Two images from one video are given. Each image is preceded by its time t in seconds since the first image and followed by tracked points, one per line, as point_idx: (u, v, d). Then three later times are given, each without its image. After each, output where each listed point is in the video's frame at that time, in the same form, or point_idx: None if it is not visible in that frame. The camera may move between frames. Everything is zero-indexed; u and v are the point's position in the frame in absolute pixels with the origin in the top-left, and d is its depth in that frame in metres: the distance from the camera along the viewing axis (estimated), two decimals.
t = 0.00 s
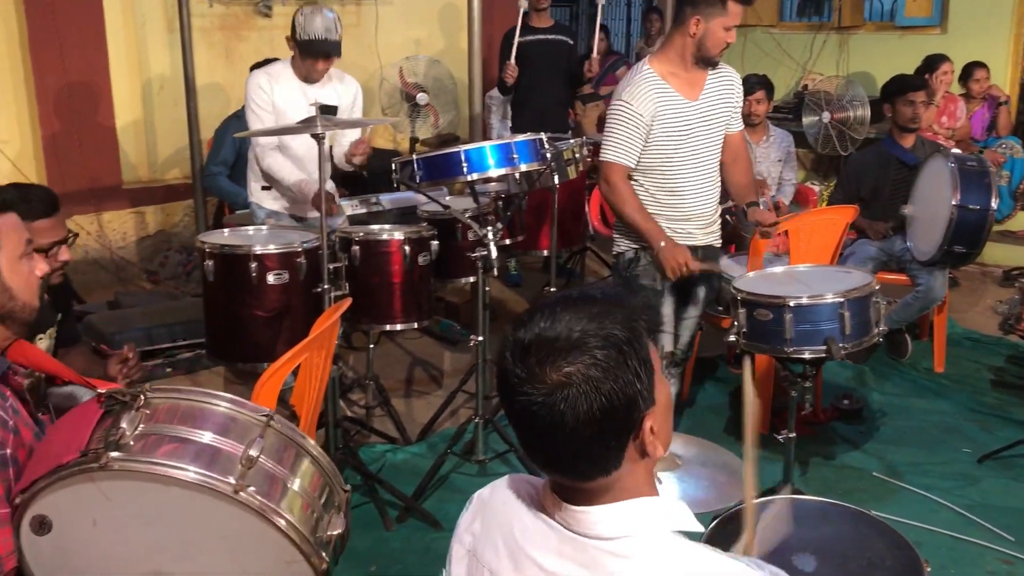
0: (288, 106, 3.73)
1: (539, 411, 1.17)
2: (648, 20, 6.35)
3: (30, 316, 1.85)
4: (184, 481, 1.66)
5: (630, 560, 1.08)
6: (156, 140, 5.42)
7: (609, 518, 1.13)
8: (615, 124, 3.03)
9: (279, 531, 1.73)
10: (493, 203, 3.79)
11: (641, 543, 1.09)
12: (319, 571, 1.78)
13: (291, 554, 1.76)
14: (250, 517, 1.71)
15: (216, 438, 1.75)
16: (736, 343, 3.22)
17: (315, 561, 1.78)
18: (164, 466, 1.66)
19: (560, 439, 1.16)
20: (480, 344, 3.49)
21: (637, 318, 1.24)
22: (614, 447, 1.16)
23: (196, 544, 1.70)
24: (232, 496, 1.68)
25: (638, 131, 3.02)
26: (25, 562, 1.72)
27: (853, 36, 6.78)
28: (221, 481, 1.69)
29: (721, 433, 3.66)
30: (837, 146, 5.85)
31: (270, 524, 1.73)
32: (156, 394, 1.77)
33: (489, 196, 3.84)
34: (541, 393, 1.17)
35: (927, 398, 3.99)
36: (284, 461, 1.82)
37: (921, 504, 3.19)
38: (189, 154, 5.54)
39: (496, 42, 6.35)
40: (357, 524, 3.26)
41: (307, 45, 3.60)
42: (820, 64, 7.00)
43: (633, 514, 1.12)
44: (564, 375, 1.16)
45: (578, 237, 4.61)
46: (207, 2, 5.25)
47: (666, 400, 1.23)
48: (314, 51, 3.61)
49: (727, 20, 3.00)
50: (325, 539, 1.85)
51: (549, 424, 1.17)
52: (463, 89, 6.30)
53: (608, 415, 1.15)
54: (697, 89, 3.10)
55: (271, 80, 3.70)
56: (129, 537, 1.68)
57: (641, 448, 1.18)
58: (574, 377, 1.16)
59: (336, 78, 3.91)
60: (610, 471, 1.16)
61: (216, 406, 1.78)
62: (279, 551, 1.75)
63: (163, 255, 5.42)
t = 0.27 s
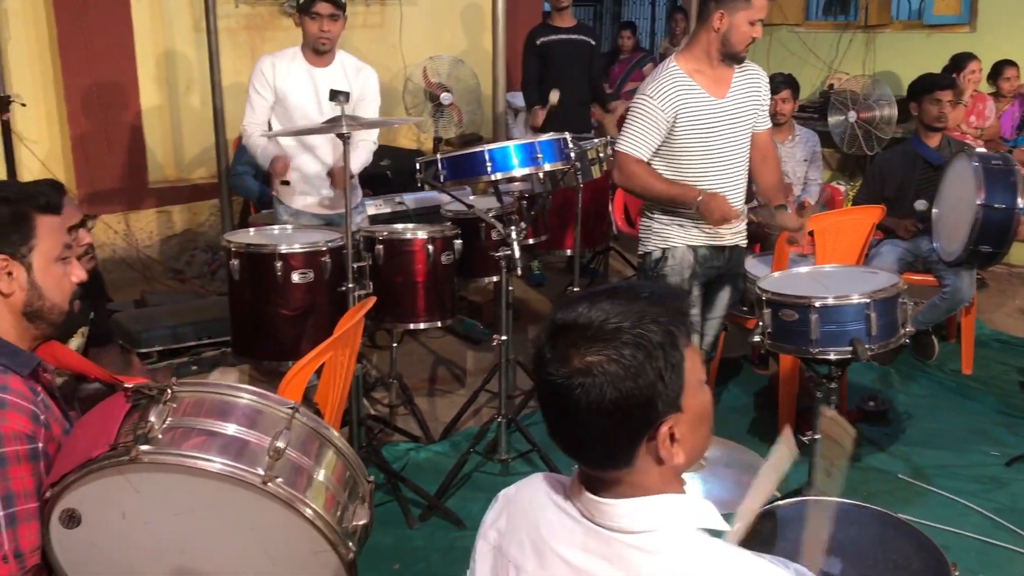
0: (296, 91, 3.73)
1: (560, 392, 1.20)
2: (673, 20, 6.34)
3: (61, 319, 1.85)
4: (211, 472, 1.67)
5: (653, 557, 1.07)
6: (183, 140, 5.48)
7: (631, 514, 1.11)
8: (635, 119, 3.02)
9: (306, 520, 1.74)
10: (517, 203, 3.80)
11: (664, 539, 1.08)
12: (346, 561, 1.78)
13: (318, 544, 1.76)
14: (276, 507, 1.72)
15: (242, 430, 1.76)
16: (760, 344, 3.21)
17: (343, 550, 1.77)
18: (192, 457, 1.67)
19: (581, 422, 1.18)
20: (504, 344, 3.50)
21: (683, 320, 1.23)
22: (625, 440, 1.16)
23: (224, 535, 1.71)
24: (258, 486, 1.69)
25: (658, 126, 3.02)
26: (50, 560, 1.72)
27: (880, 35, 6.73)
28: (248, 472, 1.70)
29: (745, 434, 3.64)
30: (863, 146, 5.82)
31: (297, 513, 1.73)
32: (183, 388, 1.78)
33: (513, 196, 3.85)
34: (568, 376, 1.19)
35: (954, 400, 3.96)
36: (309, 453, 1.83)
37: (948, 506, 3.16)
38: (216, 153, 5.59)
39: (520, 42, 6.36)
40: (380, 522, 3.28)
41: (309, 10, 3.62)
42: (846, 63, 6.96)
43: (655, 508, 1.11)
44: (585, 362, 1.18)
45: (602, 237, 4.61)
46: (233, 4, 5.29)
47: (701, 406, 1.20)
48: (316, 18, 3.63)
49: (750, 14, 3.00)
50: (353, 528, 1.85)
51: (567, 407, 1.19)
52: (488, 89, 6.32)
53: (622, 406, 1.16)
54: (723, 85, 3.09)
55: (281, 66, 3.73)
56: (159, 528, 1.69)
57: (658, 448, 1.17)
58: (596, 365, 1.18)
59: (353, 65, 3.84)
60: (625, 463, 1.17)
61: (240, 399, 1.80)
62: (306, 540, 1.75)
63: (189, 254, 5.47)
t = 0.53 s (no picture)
0: (303, 97, 3.77)
1: (592, 387, 1.22)
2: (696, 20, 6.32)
3: (84, 313, 1.82)
4: (238, 465, 1.68)
5: (692, 550, 1.07)
6: (207, 141, 5.52)
7: (669, 507, 1.10)
8: (662, 122, 3.02)
9: (332, 514, 1.75)
10: (539, 204, 3.80)
11: (704, 530, 1.07)
12: (370, 555, 1.79)
13: (343, 538, 1.77)
14: (303, 502, 1.73)
15: (268, 424, 1.76)
16: (784, 345, 3.18)
17: (368, 545, 1.79)
18: (220, 450, 1.68)
19: (610, 413, 1.21)
20: (525, 345, 3.50)
21: (721, 320, 1.23)
22: (654, 437, 1.18)
23: (251, 528, 1.73)
24: (285, 479, 1.70)
25: (687, 130, 3.01)
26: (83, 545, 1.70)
27: (906, 35, 6.68)
28: (275, 465, 1.71)
29: (769, 436, 3.62)
30: (888, 147, 5.79)
31: (322, 506, 1.74)
32: (210, 383, 1.79)
33: (535, 196, 3.85)
34: (602, 367, 1.21)
35: (980, 404, 3.92)
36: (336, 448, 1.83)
37: (975, 511, 3.12)
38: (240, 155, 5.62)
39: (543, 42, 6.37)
40: (402, 521, 3.28)
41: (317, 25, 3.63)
42: (872, 64, 6.91)
43: (693, 502, 1.10)
44: (617, 358, 1.20)
45: (624, 238, 4.61)
46: (258, 5, 5.33)
47: (739, 406, 1.20)
48: (323, 33, 3.64)
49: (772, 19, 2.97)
50: (376, 524, 1.86)
51: (599, 402, 1.22)
52: (511, 90, 6.33)
53: (653, 403, 1.17)
54: (748, 87, 3.08)
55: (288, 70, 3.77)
56: (187, 521, 1.71)
57: (690, 446, 1.18)
58: (628, 362, 1.19)
59: (366, 69, 3.83)
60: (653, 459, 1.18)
61: (267, 394, 1.80)
62: (332, 534, 1.77)
63: (213, 254, 5.49)
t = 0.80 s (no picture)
0: (332, 96, 3.77)
1: (629, 358, 1.26)
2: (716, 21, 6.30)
3: (103, 312, 1.82)
4: (262, 461, 1.69)
5: (726, 527, 1.10)
6: (228, 142, 5.56)
7: (703, 485, 1.14)
8: (680, 118, 3.02)
9: (352, 511, 1.75)
10: (558, 204, 3.82)
11: (738, 508, 1.11)
12: (390, 553, 1.79)
13: (363, 534, 1.77)
14: (325, 497, 1.74)
15: (290, 421, 1.77)
16: (804, 348, 3.16)
17: (387, 542, 1.78)
18: (242, 445, 1.69)
19: (643, 384, 1.25)
20: (544, 346, 3.49)
21: (763, 304, 1.25)
22: (685, 412, 1.22)
23: (275, 522, 1.74)
24: (307, 474, 1.71)
25: (704, 122, 3.00)
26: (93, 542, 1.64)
27: (929, 35, 6.63)
28: (296, 460, 1.71)
29: (789, 439, 3.60)
30: (910, 148, 5.76)
31: (343, 503, 1.75)
32: (233, 380, 1.80)
33: (553, 198, 3.87)
34: (639, 340, 1.25)
35: (1003, 407, 3.88)
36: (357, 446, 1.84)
37: (998, 516, 3.09)
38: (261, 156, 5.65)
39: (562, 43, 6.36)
40: (421, 521, 3.29)
41: (372, 26, 3.62)
42: (894, 64, 6.86)
43: (726, 480, 1.13)
44: (655, 332, 1.23)
45: (643, 240, 4.60)
46: (278, 7, 5.36)
47: (774, 394, 1.23)
48: (372, 36, 3.65)
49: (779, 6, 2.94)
50: (395, 523, 1.86)
51: (635, 374, 1.26)
52: (531, 91, 6.33)
53: (686, 379, 1.21)
54: (767, 85, 3.07)
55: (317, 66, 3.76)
56: (211, 515, 1.72)
57: (720, 426, 1.21)
58: (667, 337, 1.23)
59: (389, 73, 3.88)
60: (685, 434, 1.23)
61: (291, 391, 1.81)
62: (353, 531, 1.76)
63: (235, 254, 5.52)
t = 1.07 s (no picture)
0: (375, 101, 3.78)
1: (670, 326, 1.29)
2: (733, 20, 6.28)
3: (120, 314, 1.83)
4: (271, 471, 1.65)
5: (760, 514, 1.11)
6: (245, 142, 5.58)
7: (733, 476, 1.15)
8: (698, 121, 3.01)
9: (362, 523, 1.71)
10: (574, 204, 3.81)
11: (765, 501, 1.12)
12: (399, 564, 1.74)
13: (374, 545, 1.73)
14: (335, 507, 1.69)
15: (303, 431, 1.72)
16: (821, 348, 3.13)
17: (398, 554, 1.73)
18: (250, 455, 1.65)
19: (680, 356, 1.28)
20: (560, 347, 3.48)
21: (810, 294, 1.28)
22: (717, 386, 1.24)
23: (287, 530, 1.70)
24: (314, 486, 1.66)
25: (721, 125, 3.00)
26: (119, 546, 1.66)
27: (947, 34, 6.58)
28: (304, 471, 1.67)
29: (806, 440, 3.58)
30: (929, 148, 5.72)
31: (354, 517, 1.70)
32: (244, 387, 1.76)
33: (569, 198, 3.86)
34: (684, 313, 1.27)
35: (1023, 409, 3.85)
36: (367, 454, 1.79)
37: (1019, 519, 3.06)
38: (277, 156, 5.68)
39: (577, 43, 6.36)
40: (436, 521, 3.29)
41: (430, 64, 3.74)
42: (912, 63, 6.81)
43: (755, 472, 1.15)
44: (702, 303, 1.26)
45: (659, 240, 4.59)
46: (295, 8, 5.38)
47: (811, 387, 1.26)
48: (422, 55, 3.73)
49: None
50: (407, 533, 1.81)
51: (673, 341, 1.29)
52: (546, 91, 6.33)
53: (723, 352, 1.24)
54: (784, 84, 3.05)
55: (366, 72, 3.78)
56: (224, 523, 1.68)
57: (751, 409, 1.24)
58: (712, 311, 1.25)
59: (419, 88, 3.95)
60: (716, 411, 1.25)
61: (303, 399, 1.76)
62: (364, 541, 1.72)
63: (251, 254, 5.58)
